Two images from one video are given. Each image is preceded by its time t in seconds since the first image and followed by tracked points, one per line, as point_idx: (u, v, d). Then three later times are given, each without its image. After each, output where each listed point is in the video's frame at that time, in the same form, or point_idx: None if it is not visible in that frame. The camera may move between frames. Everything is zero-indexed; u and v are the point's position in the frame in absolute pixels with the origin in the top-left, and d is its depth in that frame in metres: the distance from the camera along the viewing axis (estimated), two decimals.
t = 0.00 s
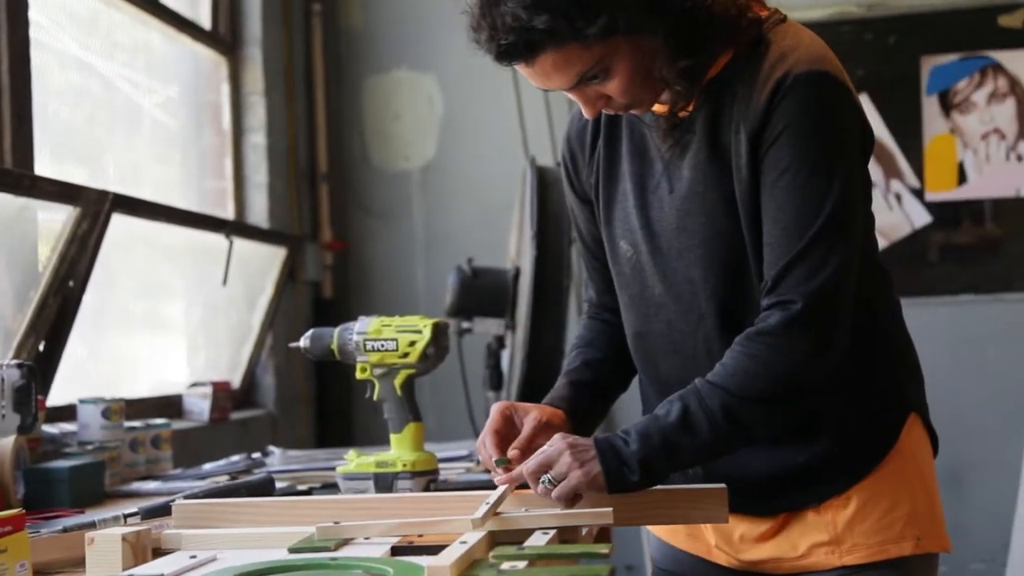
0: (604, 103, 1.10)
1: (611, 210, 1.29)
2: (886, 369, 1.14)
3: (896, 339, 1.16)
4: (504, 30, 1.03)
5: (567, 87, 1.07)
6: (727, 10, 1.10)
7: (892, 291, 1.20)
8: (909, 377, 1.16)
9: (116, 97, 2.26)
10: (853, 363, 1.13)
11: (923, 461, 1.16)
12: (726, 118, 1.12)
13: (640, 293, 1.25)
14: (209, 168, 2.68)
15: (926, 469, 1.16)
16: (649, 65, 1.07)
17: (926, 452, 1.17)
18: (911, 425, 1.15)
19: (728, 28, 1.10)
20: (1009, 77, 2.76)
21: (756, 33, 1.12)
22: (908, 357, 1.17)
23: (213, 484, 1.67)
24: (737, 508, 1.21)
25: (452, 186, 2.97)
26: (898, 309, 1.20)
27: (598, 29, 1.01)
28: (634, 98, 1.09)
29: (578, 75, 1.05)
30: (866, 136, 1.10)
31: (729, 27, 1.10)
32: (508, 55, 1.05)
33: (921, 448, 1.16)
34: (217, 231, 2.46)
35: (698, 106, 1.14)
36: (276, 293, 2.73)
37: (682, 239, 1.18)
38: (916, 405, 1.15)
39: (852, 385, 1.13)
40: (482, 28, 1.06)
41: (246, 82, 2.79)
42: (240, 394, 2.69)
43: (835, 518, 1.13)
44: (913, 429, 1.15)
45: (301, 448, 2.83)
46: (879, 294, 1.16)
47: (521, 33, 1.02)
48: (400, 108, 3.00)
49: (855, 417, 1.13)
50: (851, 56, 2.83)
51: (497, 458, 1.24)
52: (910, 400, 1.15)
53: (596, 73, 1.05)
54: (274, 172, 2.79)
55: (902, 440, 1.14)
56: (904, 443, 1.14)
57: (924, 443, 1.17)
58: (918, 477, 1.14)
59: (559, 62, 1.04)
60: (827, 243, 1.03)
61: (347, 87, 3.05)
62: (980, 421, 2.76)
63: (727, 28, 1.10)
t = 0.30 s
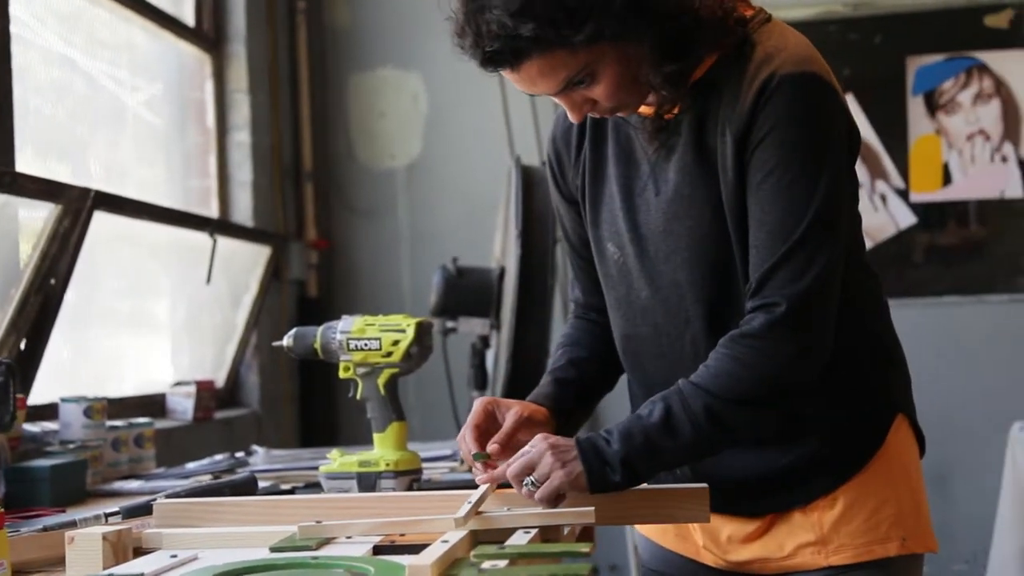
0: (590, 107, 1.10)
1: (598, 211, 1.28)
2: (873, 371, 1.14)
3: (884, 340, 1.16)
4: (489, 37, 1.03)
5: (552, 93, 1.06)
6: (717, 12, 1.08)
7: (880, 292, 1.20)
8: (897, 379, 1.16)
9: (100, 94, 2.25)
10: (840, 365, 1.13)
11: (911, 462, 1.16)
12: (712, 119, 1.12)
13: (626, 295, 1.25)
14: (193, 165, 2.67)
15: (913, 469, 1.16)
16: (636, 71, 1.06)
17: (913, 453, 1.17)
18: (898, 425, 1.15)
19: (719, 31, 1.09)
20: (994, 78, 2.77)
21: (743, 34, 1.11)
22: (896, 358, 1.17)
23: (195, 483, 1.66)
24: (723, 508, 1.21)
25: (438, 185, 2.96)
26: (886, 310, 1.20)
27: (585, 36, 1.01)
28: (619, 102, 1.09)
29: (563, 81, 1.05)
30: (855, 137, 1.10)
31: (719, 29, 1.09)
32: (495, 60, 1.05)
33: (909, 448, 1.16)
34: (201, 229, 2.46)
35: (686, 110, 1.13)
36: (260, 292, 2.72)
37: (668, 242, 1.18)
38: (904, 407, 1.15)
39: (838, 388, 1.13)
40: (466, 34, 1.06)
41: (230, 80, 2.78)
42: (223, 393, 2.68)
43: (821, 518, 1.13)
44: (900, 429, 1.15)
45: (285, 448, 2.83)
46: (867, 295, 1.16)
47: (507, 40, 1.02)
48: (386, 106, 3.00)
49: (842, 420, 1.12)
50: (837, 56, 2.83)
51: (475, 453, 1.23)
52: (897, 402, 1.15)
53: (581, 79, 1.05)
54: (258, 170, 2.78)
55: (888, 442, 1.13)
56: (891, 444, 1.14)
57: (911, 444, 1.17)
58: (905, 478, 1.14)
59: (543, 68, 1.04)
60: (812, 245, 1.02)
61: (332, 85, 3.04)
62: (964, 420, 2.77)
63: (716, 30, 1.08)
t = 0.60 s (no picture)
0: (580, 114, 1.10)
1: (588, 213, 1.28)
2: (864, 375, 1.14)
3: (875, 344, 1.16)
4: (481, 50, 1.03)
5: (542, 101, 1.06)
6: (710, 21, 1.07)
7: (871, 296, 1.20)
8: (887, 383, 1.16)
9: (87, 91, 2.24)
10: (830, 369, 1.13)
11: (899, 464, 1.16)
12: (704, 124, 1.12)
13: (616, 299, 1.25)
14: (180, 163, 2.66)
15: (901, 471, 1.16)
16: (626, 81, 1.06)
17: (901, 455, 1.17)
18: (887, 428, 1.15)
19: (710, 40, 1.08)
20: (985, 79, 2.77)
21: (737, 40, 1.10)
22: (887, 362, 1.17)
23: (181, 483, 1.65)
24: (711, 510, 1.21)
25: (426, 184, 2.96)
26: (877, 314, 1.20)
27: (578, 53, 1.00)
28: (609, 111, 1.09)
29: (553, 92, 1.05)
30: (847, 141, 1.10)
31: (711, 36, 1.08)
32: (486, 70, 1.05)
33: (897, 450, 1.16)
34: (188, 227, 2.45)
35: (677, 117, 1.13)
36: (247, 291, 2.72)
37: (658, 247, 1.18)
38: (894, 410, 1.15)
39: (829, 392, 1.13)
40: (457, 43, 1.06)
41: (218, 78, 2.77)
42: (211, 392, 2.68)
43: (809, 520, 1.13)
44: (889, 431, 1.15)
45: (272, 447, 2.82)
46: (857, 298, 1.16)
47: (498, 53, 1.01)
48: (375, 104, 3.00)
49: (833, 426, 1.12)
50: (827, 56, 2.84)
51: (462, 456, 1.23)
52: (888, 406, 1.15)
53: (571, 90, 1.05)
54: (246, 168, 2.78)
55: (878, 445, 1.13)
56: (880, 446, 1.14)
57: (899, 445, 1.17)
58: (893, 480, 1.14)
59: (534, 79, 1.03)
60: (804, 252, 1.02)
61: (322, 83, 3.04)
62: (951, 420, 2.77)
63: (705, 37, 1.08)
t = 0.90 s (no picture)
0: (571, 117, 1.10)
1: (579, 214, 1.28)
2: (857, 376, 1.14)
3: (868, 345, 1.16)
4: (474, 55, 1.02)
5: (534, 105, 1.06)
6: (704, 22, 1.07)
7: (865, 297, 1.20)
8: (881, 384, 1.15)
9: (78, 89, 2.23)
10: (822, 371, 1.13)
11: (891, 465, 1.16)
12: (696, 125, 1.12)
13: (607, 300, 1.25)
14: (173, 162, 2.66)
15: (893, 472, 1.16)
16: (619, 84, 1.06)
17: (893, 456, 1.17)
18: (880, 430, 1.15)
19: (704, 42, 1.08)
20: (980, 79, 2.78)
21: (730, 41, 1.10)
22: (880, 363, 1.16)
23: (171, 483, 1.65)
24: (702, 511, 1.21)
25: (420, 183, 2.96)
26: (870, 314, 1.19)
27: (572, 60, 1.00)
28: (600, 113, 1.09)
29: (545, 96, 1.04)
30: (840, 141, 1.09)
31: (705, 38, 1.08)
32: (478, 74, 1.04)
33: (889, 452, 1.16)
34: (180, 226, 2.44)
35: (669, 118, 1.12)
36: (239, 291, 2.72)
37: (650, 248, 1.18)
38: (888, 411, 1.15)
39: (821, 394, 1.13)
40: (449, 48, 1.05)
41: (211, 77, 2.77)
42: (203, 392, 2.67)
43: (801, 522, 1.13)
44: (882, 433, 1.15)
45: (264, 447, 2.82)
46: (849, 300, 1.15)
47: (492, 59, 1.01)
48: (369, 104, 3.00)
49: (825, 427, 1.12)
50: (821, 56, 2.85)
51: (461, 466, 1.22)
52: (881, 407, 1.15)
53: (563, 94, 1.05)
54: (239, 167, 2.77)
55: (870, 447, 1.14)
56: (872, 448, 1.14)
57: (891, 447, 1.17)
58: (884, 482, 1.14)
59: (526, 84, 1.03)
60: (797, 254, 1.02)
61: (315, 83, 3.04)
62: (944, 421, 2.77)
63: (701, 38, 1.07)
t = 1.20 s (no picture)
0: (565, 117, 1.10)
1: (573, 214, 1.28)
2: (850, 377, 1.13)
3: (862, 346, 1.16)
4: (469, 55, 1.02)
5: (529, 105, 1.06)
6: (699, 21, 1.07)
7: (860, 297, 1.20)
8: (876, 385, 1.15)
9: (76, 89, 2.23)
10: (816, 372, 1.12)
11: (884, 467, 1.16)
12: (690, 125, 1.11)
13: (601, 300, 1.25)
14: (171, 162, 2.65)
15: (887, 474, 1.16)
16: (613, 84, 1.06)
17: (886, 458, 1.17)
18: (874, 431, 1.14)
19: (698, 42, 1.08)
20: (979, 80, 2.78)
21: (725, 41, 1.10)
22: (875, 363, 1.16)
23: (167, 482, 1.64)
24: (696, 512, 1.20)
25: (418, 183, 2.96)
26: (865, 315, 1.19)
27: (568, 60, 1.00)
28: (594, 113, 1.08)
29: (539, 96, 1.04)
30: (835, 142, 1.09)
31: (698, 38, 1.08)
32: (473, 74, 1.04)
33: (883, 454, 1.16)
34: (177, 226, 2.44)
35: (663, 119, 1.12)
36: (237, 291, 2.71)
37: (644, 248, 1.18)
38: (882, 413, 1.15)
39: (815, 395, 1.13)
40: (444, 48, 1.05)
41: (209, 77, 2.76)
42: (200, 392, 2.66)
43: (795, 524, 1.13)
44: (876, 435, 1.15)
45: (262, 447, 2.81)
46: (844, 300, 1.15)
47: (488, 60, 1.01)
48: (367, 104, 2.99)
49: (819, 428, 1.12)
50: (820, 57, 2.84)
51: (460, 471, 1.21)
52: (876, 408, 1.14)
53: (558, 95, 1.04)
54: (237, 167, 2.77)
55: (864, 448, 1.13)
56: (866, 450, 1.13)
57: (885, 448, 1.17)
58: (877, 483, 1.14)
59: (521, 83, 1.03)
60: (792, 255, 1.02)
61: (313, 82, 3.04)
62: (943, 422, 2.77)
63: (696, 39, 1.08)
